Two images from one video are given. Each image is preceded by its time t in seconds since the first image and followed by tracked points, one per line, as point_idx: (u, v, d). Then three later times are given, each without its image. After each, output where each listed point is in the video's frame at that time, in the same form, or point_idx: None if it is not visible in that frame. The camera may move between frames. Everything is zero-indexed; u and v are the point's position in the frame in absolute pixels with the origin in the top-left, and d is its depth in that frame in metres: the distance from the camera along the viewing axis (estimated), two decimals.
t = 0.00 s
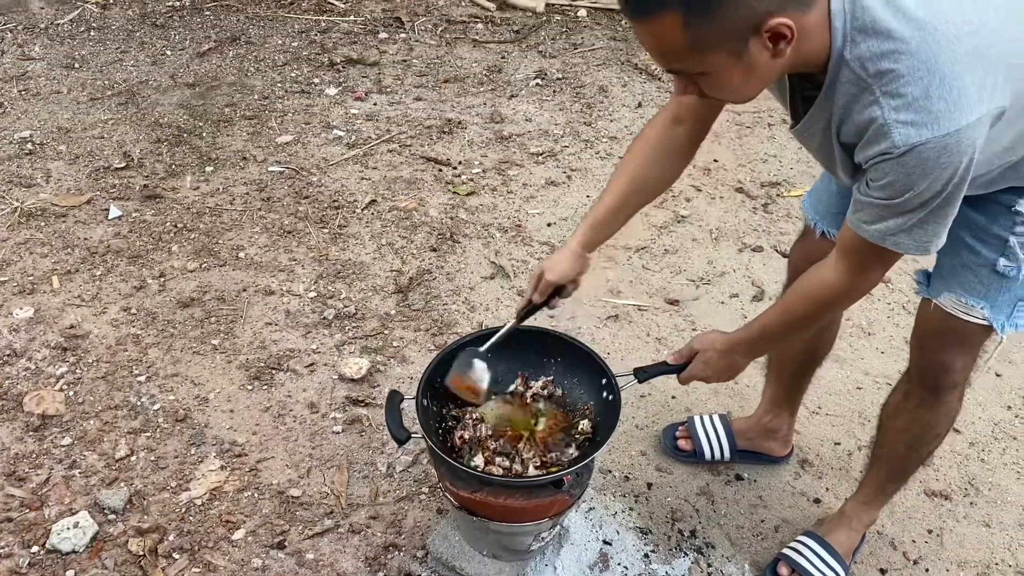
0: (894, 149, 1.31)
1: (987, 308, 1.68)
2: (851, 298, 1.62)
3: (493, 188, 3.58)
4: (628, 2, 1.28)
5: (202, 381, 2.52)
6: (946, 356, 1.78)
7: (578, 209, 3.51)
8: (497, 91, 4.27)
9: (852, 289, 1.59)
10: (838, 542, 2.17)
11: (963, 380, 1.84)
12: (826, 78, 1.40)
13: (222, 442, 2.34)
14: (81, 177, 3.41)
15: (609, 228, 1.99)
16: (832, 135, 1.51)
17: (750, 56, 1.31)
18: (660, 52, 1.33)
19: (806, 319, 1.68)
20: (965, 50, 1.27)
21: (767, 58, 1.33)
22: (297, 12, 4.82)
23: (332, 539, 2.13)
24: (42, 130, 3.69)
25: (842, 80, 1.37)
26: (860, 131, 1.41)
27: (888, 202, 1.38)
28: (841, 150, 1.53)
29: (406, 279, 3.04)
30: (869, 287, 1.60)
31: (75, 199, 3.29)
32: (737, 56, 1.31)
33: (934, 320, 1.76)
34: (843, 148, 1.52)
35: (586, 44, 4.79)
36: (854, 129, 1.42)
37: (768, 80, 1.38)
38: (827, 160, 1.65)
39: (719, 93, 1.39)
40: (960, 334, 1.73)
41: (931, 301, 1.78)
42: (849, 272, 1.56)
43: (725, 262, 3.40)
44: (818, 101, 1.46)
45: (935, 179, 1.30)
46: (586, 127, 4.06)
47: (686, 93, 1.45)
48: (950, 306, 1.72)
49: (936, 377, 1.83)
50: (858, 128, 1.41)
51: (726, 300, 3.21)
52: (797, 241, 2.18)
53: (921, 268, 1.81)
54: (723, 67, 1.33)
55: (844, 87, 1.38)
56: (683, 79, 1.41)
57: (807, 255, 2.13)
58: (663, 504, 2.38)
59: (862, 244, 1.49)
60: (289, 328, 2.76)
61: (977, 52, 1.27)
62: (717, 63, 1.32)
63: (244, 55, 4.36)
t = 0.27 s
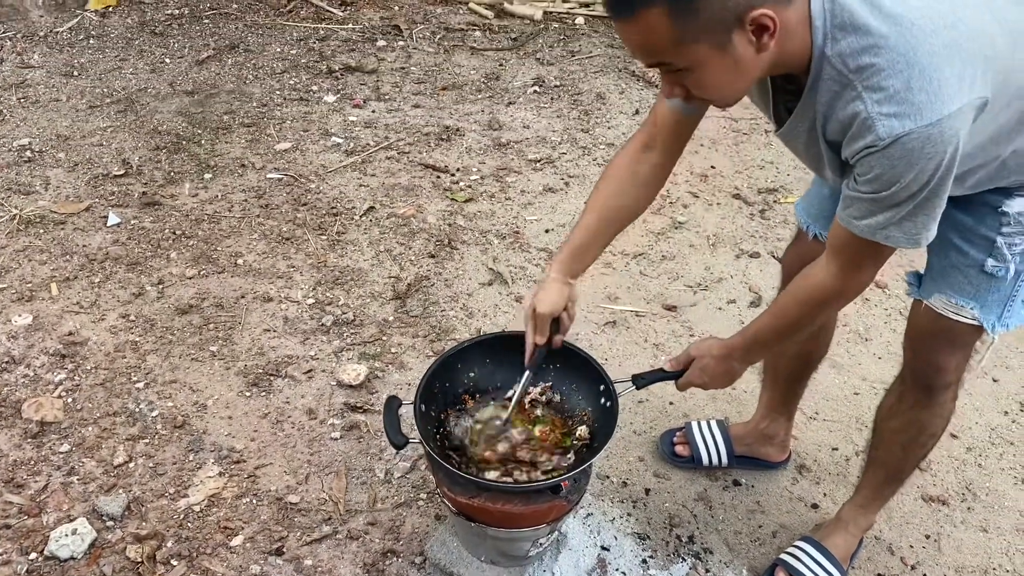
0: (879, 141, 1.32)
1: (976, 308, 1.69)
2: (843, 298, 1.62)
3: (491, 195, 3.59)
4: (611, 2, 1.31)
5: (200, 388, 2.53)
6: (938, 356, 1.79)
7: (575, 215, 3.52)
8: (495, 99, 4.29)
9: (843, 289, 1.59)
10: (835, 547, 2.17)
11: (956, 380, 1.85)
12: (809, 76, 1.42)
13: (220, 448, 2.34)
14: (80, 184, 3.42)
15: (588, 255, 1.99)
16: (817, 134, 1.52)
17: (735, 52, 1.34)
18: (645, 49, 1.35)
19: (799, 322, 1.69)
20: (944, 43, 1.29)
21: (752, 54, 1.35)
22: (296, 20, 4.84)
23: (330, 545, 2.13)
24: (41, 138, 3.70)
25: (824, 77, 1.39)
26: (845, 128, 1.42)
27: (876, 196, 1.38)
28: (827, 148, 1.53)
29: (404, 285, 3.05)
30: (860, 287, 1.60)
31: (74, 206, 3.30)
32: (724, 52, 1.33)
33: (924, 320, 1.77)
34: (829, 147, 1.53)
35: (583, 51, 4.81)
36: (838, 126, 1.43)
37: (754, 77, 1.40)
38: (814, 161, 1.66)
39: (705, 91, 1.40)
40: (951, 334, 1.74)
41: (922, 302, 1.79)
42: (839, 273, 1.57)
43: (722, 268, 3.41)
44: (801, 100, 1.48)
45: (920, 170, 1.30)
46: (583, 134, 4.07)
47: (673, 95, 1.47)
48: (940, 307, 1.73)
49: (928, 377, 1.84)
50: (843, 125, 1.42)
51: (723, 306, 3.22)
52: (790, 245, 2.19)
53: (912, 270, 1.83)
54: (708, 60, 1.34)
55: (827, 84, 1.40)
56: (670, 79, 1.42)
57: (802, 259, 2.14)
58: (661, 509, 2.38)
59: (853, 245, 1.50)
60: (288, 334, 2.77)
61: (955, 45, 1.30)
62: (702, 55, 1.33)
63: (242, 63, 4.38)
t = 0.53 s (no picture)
0: (873, 138, 1.32)
1: (973, 309, 1.70)
2: (841, 299, 1.62)
3: (490, 199, 3.60)
4: (606, 6, 1.32)
5: (199, 392, 2.53)
6: (935, 357, 1.79)
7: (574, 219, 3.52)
8: (494, 103, 4.30)
9: (841, 290, 1.59)
10: (834, 551, 2.17)
11: (954, 381, 1.85)
12: (802, 75, 1.42)
13: (219, 453, 2.34)
14: (79, 189, 3.42)
15: (571, 259, 1.97)
16: (811, 132, 1.53)
17: (730, 52, 1.35)
18: (640, 51, 1.36)
19: (798, 324, 1.69)
20: (937, 40, 1.29)
21: (747, 53, 1.36)
22: (295, 25, 4.85)
23: (329, 550, 2.13)
24: (40, 143, 3.70)
25: (817, 75, 1.40)
26: (838, 126, 1.42)
27: (871, 193, 1.38)
28: (821, 147, 1.54)
29: (403, 290, 3.05)
30: (858, 287, 1.60)
31: (73, 211, 3.30)
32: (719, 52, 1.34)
33: (921, 323, 1.78)
34: (824, 146, 1.54)
35: (582, 56, 4.82)
36: (832, 123, 1.44)
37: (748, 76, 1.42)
38: (809, 160, 1.67)
39: (702, 91, 1.41)
40: (948, 335, 1.75)
41: (919, 305, 1.80)
42: (837, 273, 1.57)
43: (721, 272, 3.41)
44: (796, 99, 1.48)
45: (915, 167, 1.31)
46: (582, 138, 4.08)
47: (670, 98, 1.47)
48: (937, 308, 1.74)
49: (926, 379, 1.84)
50: (836, 123, 1.42)
51: (721, 310, 3.22)
52: (788, 248, 2.19)
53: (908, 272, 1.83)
54: (704, 60, 1.34)
55: (820, 82, 1.40)
56: (667, 82, 1.43)
57: (799, 262, 2.14)
58: (660, 513, 2.38)
59: (851, 245, 1.50)
60: (287, 339, 2.77)
61: (949, 42, 1.30)
62: (697, 55, 1.34)
63: (241, 68, 4.38)
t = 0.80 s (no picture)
0: (872, 137, 1.33)
1: (970, 312, 1.70)
2: (841, 301, 1.62)
3: (489, 202, 3.60)
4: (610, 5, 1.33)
5: (198, 395, 2.52)
6: (933, 360, 1.80)
7: (573, 222, 3.53)
8: (493, 106, 4.31)
9: (840, 292, 1.59)
10: (834, 553, 2.17)
11: (952, 383, 1.85)
12: (805, 71, 1.43)
13: (218, 456, 2.34)
14: (78, 192, 3.42)
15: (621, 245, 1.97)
16: (813, 128, 1.53)
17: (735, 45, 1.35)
18: (646, 50, 1.36)
19: (797, 326, 1.69)
20: (938, 40, 1.29)
21: (751, 46, 1.36)
22: (293, 28, 4.85)
23: (329, 553, 2.13)
24: (39, 146, 3.70)
25: (820, 72, 1.40)
26: (839, 122, 1.43)
27: (870, 193, 1.38)
28: (823, 142, 1.55)
29: (402, 293, 3.05)
30: (857, 289, 1.60)
31: (72, 214, 3.30)
32: (723, 46, 1.34)
33: (918, 326, 1.77)
34: (826, 142, 1.55)
35: (580, 59, 4.83)
36: (833, 120, 1.44)
37: (754, 70, 1.41)
38: (810, 155, 1.68)
39: (709, 88, 1.41)
40: (946, 338, 1.75)
41: (915, 306, 1.80)
42: (835, 276, 1.57)
43: (720, 274, 3.41)
44: (797, 95, 1.49)
45: (913, 168, 1.31)
46: (581, 141, 4.09)
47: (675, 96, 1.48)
48: (934, 311, 1.74)
49: (924, 381, 1.85)
50: (837, 120, 1.43)
51: (720, 312, 3.23)
52: (787, 251, 2.20)
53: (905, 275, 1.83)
54: (709, 56, 1.35)
55: (822, 78, 1.41)
56: (672, 79, 1.44)
57: (798, 265, 2.15)
58: (660, 516, 2.38)
59: (850, 247, 1.50)
60: (286, 342, 2.77)
61: (950, 42, 1.30)
62: (703, 52, 1.34)
63: (240, 71, 4.39)
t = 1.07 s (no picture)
0: (878, 148, 1.33)
1: (967, 312, 1.71)
2: (846, 311, 1.62)
3: (487, 203, 3.60)
4: (620, 18, 1.33)
5: (196, 397, 2.52)
6: (931, 361, 1.80)
7: (571, 223, 3.53)
8: (491, 107, 4.31)
9: (845, 301, 1.59)
10: (832, 554, 2.17)
11: (950, 384, 1.85)
12: (809, 79, 1.43)
13: (216, 457, 2.34)
14: (76, 193, 3.42)
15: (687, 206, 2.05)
16: (818, 136, 1.53)
17: (743, 57, 1.34)
18: (656, 60, 1.37)
19: (801, 333, 1.69)
20: (943, 52, 1.29)
21: (760, 57, 1.35)
22: (292, 30, 4.85)
23: (327, 554, 2.12)
24: (37, 147, 3.70)
25: (824, 80, 1.40)
26: (844, 130, 1.43)
27: (875, 204, 1.39)
28: (827, 149, 1.55)
29: (400, 293, 3.05)
30: (862, 299, 1.60)
31: (70, 215, 3.29)
32: (732, 58, 1.34)
33: (917, 327, 1.78)
34: (830, 148, 1.55)
35: (579, 60, 4.83)
36: (838, 128, 1.44)
37: (761, 78, 1.41)
38: (814, 161, 1.68)
39: (717, 95, 1.42)
40: (945, 339, 1.75)
41: (913, 306, 1.80)
42: (841, 284, 1.57)
43: (719, 276, 3.42)
44: (800, 102, 1.49)
45: (918, 179, 1.32)
46: (579, 142, 4.09)
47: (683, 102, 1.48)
48: (931, 311, 1.74)
49: (922, 382, 1.85)
50: (843, 128, 1.43)
51: (719, 313, 3.23)
52: (786, 251, 2.20)
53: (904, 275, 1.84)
54: (718, 69, 1.35)
55: (827, 87, 1.40)
56: (681, 87, 1.44)
57: (798, 266, 2.15)
58: (659, 517, 2.38)
59: (853, 255, 1.50)
60: (284, 342, 2.76)
61: (955, 54, 1.29)
62: (712, 64, 1.34)
63: (238, 72, 4.39)
